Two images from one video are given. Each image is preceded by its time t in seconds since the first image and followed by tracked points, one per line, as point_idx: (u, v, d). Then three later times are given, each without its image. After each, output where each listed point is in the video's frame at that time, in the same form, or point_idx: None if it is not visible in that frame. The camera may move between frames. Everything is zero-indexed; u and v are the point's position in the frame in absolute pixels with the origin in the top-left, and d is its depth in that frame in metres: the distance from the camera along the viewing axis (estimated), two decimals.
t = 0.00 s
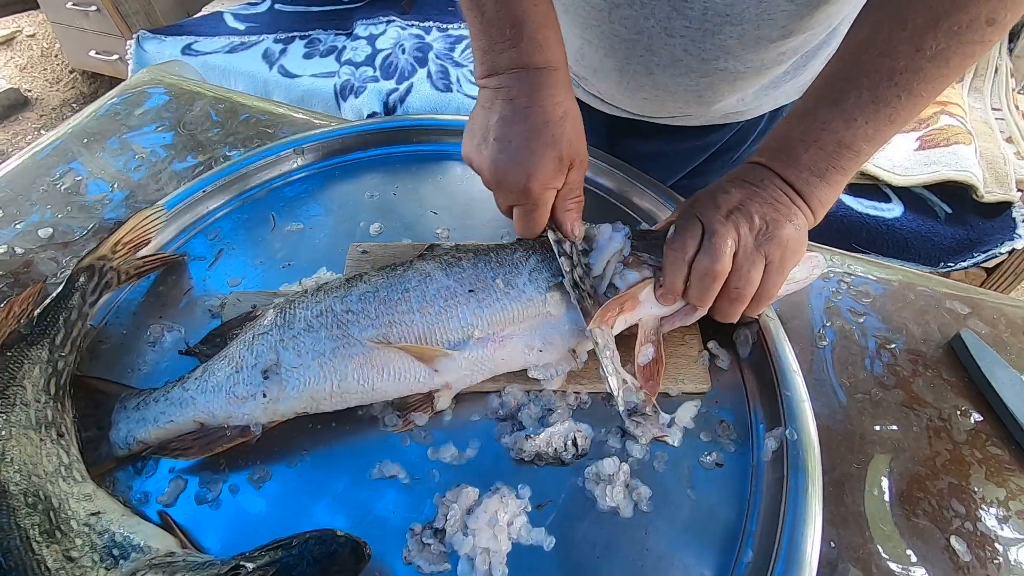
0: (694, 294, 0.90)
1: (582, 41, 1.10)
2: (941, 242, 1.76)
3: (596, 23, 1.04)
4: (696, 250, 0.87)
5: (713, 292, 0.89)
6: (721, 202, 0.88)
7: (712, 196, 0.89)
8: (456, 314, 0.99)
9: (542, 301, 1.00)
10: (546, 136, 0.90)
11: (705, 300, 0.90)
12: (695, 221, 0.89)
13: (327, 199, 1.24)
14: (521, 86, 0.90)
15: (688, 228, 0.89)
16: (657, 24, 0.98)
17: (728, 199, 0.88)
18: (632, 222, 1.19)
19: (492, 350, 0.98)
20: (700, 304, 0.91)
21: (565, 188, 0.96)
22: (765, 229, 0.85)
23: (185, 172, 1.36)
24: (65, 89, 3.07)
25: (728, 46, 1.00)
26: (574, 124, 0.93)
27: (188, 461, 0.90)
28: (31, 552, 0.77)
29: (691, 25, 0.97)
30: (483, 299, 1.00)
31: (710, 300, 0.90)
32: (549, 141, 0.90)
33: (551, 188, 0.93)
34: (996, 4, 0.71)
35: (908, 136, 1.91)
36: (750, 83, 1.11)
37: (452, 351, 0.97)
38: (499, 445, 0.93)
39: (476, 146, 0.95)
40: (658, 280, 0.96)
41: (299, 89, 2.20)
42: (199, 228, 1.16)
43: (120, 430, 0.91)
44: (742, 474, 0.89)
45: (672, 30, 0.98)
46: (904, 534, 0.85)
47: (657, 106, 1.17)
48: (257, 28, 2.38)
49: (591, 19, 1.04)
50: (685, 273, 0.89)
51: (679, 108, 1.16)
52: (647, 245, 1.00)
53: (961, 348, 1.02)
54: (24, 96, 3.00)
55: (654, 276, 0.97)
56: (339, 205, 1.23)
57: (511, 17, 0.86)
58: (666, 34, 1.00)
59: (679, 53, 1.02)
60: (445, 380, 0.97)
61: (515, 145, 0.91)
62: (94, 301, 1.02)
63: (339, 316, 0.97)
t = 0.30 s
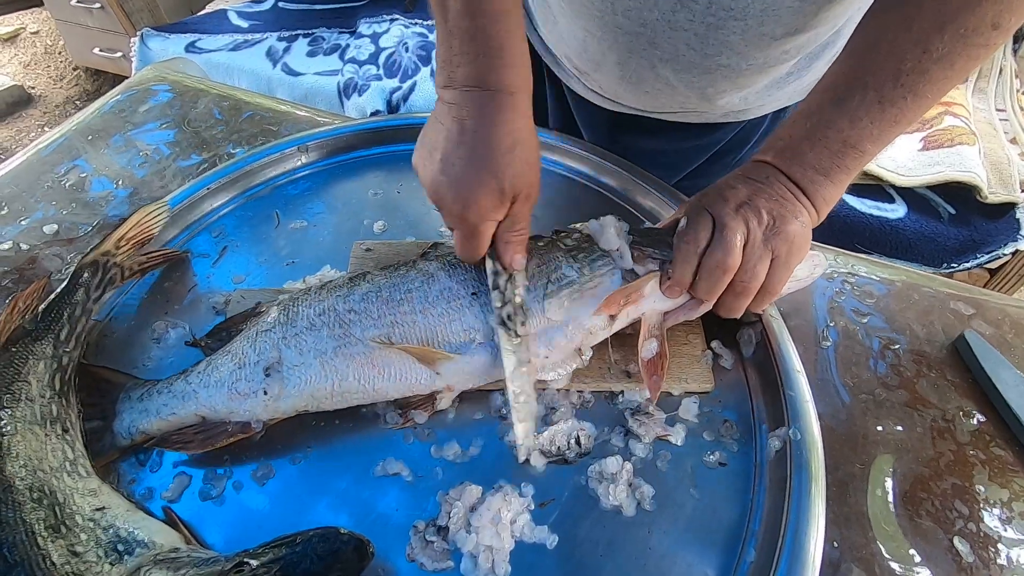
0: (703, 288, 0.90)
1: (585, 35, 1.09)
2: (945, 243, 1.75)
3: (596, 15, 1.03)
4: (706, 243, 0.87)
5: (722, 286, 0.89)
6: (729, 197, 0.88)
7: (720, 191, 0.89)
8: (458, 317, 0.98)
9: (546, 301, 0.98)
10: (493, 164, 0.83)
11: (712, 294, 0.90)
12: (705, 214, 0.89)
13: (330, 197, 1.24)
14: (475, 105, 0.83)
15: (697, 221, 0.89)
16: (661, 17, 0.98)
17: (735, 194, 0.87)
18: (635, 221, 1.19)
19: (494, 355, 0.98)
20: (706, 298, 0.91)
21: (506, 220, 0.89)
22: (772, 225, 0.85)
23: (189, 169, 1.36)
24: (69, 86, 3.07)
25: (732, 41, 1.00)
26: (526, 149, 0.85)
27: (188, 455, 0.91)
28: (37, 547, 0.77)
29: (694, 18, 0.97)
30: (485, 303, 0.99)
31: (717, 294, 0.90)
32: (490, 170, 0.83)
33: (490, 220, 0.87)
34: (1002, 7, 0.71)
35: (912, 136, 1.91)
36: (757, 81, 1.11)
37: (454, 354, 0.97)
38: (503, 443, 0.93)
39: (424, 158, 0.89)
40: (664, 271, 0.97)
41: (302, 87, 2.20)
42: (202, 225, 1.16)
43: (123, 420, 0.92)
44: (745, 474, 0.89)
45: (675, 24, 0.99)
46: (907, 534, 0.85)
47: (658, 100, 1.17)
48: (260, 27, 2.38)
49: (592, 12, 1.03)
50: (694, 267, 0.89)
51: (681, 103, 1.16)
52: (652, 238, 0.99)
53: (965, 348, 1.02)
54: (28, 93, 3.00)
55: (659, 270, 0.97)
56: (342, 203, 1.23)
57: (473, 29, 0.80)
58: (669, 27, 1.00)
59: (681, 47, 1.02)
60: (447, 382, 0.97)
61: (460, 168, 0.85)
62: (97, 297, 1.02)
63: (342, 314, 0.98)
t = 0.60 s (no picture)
0: (703, 290, 0.90)
1: (588, 34, 1.10)
2: (946, 245, 1.76)
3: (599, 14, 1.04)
4: (705, 245, 0.87)
5: (721, 288, 0.89)
6: (728, 199, 0.88)
7: (719, 194, 0.89)
8: (456, 317, 1.00)
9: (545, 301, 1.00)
10: (540, 141, 0.74)
11: (711, 297, 0.91)
12: (705, 216, 0.89)
13: (331, 197, 1.24)
14: (515, 82, 0.75)
15: (697, 224, 0.89)
16: (664, 15, 0.99)
17: (735, 197, 0.88)
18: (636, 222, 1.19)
19: (494, 353, 0.98)
20: (705, 301, 0.91)
21: (551, 201, 0.76)
22: (772, 227, 0.86)
23: (192, 169, 1.36)
24: (71, 87, 3.08)
25: (735, 41, 1.00)
26: (570, 126, 0.76)
27: (190, 452, 0.91)
28: (38, 545, 0.77)
29: (697, 17, 0.97)
30: (484, 304, 1.00)
31: (716, 297, 0.91)
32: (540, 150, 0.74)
33: (536, 200, 0.75)
34: (1001, 14, 0.72)
35: (913, 138, 1.91)
36: (759, 83, 1.11)
37: (453, 354, 0.98)
38: (502, 443, 0.93)
39: (459, 144, 0.79)
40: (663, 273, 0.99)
41: (304, 88, 2.20)
42: (204, 225, 1.17)
43: (125, 419, 0.92)
44: (744, 475, 0.89)
45: (678, 22, 0.99)
46: (905, 535, 0.85)
47: (659, 102, 1.17)
48: (263, 27, 2.39)
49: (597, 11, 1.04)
50: (693, 268, 0.89)
51: (680, 105, 1.17)
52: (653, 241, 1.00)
53: (964, 350, 1.02)
54: (31, 93, 3.01)
55: (659, 272, 0.99)
56: (343, 204, 1.23)
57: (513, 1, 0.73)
58: (673, 26, 1.00)
59: (684, 46, 1.02)
60: (446, 381, 0.97)
61: (506, 149, 0.75)
62: (100, 295, 1.02)
63: (342, 314, 0.98)
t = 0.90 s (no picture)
0: (702, 289, 0.90)
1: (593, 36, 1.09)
2: (944, 246, 1.76)
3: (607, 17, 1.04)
4: (708, 244, 0.87)
5: (721, 288, 0.89)
6: (730, 199, 0.88)
7: (721, 194, 0.89)
8: (457, 313, 0.99)
9: (544, 299, 1.00)
10: (561, 127, 0.82)
11: (710, 297, 0.90)
12: (706, 215, 0.88)
13: (331, 198, 1.24)
14: (534, 76, 0.82)
15: (698, 223, 0.89)
16: (670, 19, 0.99)
17: (737, 197, 0.88)
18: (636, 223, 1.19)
19: (494, 350, 0.99)
20: (705, 301, 0.91)
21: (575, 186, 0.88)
22: (773, 228, 0.86)
23: (192, 170, 1.36)
24: (72, 87, 3.08)
25: (741, 43, 1.00)
26: (586, 119, 0.85)
27: (194, 452, 0.92)
28: (39, 545, 0.78)
29: (704, 19, 0.97)
30: (486, 301, 1.00)
31: (716, 296, 0.90)
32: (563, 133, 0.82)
33: (561, 184, 0.85)
34: (1002, 17, 0.72)
35: (912, 139, 1.91)
36: (761, 85, 1.12)
37: (455, 349, 0.98)
38: (502, 443, 0.93)
39: (486, 136, 0.87)
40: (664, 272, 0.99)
41: (304, 89, 2.21)
42: (205, 226, 1.17)
43: (127, 420, 0.92)
44: (744, 475, 0.89)
45: (685, 25, 0.99)
46: (905, 535, 0.85)
47: (663, 105, 1.18)
48: (263, 28, 2.39)
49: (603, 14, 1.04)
50: (694, 267, 0.89)
51: (682, 107, 1.17)
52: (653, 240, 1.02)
53: (964, 350, 1.02)
54: (32, 94, 3.01)
55: (659, 271, 1.00)
56: (343, 205, 1.23)
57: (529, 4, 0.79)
58: (679, 30, 1.00)
59: (691, 48, 1.03)
60: (448, 377, 0.98)
61: (524, 139, 0.83)
62: (100, 297, 1.03)
63: (344, 313, 0.98)
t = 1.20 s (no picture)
0: (702, 296, 0.89)
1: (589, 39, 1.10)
2: (943, 248, 1.76)
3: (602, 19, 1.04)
4: (707, 251, 0.87)
5: (720, 294, 0.89)
6: (731, 205, 0.87)
7: (721, 199, 0.89)
8: (460, 315, 0.99)
9: (547, 300, 1.01)
10: (581, 138, 0.86)
11: (710, 304, 0.91)
12: (705, 222, 0.88)
13: (330, 201, 1.24)
14: (555, 88, 0.85)
15: (697, 229, 0.88)
16: (666, 22, 0.99)
17: (737, 203, 0.87)
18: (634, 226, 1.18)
19: (497, 351, 0.98)
20: (705, 307, 0.92)
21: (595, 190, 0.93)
22: (774, 234, 0.85)
23: (191, 173, 1.36)
24: (70, 89, 3.08)
25: (735, 47, 1.01)
26: (605, 125, 0.88)
27: (194, 454, 0.91)
28: (36, 548, 0.78)
29: (698, 23, 0.97)
30: (488, 303, 1.00)
31: (715, 303, 0.91)
32: (583, 142, 0.87)
33: (581, 194, 0.91)
34: (1005, 23, 0.72)
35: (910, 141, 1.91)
36: (759, 88, 1.12)
37: (458, 349, 0.98)
38: (501, 446, 0.93)
39: (505, 146, 0.92)
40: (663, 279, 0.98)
41: (303, 92, 2.21)
42: (203, 229, 1.17)
43: (128, 421, 0.92)
44: (742, 478, 0.89)
45: (680, 28, 0.99)
46: (903, 539, 0.85)
47: (660, 108, 1.18)
48: (262, 31, 2.40)
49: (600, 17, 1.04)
50: (694, 275, 0.89)
51: (679, 109, 1.17)
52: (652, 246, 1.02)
53: (961, 353, 1.02)
54: (30, 96, 3.01)
55: (658, 277, 0.99)
56: (342, 208, 1.23)
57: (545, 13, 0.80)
58: (675, 32, 1.00)
59: (685, 52, 1.03)
60: (452, 377, 0.97)
61: (547, 147, 0.87)
62: (99, 299, 1.02)
63: (343, 316, 0.98)
